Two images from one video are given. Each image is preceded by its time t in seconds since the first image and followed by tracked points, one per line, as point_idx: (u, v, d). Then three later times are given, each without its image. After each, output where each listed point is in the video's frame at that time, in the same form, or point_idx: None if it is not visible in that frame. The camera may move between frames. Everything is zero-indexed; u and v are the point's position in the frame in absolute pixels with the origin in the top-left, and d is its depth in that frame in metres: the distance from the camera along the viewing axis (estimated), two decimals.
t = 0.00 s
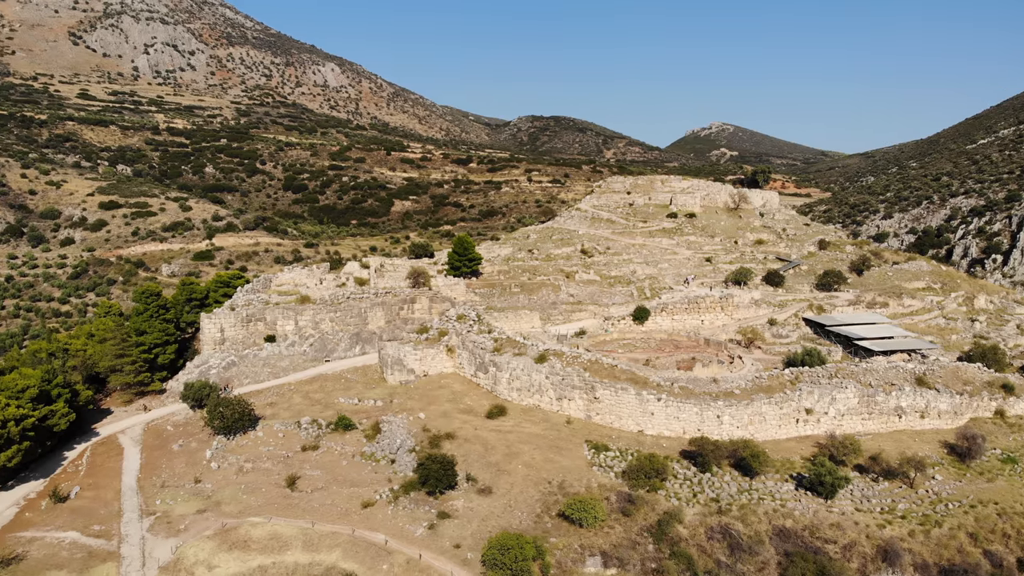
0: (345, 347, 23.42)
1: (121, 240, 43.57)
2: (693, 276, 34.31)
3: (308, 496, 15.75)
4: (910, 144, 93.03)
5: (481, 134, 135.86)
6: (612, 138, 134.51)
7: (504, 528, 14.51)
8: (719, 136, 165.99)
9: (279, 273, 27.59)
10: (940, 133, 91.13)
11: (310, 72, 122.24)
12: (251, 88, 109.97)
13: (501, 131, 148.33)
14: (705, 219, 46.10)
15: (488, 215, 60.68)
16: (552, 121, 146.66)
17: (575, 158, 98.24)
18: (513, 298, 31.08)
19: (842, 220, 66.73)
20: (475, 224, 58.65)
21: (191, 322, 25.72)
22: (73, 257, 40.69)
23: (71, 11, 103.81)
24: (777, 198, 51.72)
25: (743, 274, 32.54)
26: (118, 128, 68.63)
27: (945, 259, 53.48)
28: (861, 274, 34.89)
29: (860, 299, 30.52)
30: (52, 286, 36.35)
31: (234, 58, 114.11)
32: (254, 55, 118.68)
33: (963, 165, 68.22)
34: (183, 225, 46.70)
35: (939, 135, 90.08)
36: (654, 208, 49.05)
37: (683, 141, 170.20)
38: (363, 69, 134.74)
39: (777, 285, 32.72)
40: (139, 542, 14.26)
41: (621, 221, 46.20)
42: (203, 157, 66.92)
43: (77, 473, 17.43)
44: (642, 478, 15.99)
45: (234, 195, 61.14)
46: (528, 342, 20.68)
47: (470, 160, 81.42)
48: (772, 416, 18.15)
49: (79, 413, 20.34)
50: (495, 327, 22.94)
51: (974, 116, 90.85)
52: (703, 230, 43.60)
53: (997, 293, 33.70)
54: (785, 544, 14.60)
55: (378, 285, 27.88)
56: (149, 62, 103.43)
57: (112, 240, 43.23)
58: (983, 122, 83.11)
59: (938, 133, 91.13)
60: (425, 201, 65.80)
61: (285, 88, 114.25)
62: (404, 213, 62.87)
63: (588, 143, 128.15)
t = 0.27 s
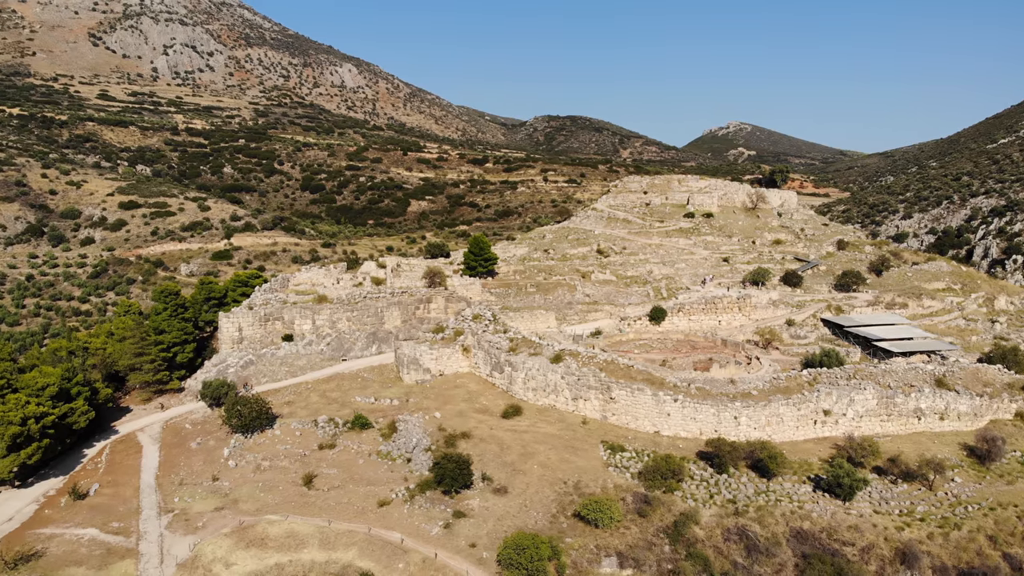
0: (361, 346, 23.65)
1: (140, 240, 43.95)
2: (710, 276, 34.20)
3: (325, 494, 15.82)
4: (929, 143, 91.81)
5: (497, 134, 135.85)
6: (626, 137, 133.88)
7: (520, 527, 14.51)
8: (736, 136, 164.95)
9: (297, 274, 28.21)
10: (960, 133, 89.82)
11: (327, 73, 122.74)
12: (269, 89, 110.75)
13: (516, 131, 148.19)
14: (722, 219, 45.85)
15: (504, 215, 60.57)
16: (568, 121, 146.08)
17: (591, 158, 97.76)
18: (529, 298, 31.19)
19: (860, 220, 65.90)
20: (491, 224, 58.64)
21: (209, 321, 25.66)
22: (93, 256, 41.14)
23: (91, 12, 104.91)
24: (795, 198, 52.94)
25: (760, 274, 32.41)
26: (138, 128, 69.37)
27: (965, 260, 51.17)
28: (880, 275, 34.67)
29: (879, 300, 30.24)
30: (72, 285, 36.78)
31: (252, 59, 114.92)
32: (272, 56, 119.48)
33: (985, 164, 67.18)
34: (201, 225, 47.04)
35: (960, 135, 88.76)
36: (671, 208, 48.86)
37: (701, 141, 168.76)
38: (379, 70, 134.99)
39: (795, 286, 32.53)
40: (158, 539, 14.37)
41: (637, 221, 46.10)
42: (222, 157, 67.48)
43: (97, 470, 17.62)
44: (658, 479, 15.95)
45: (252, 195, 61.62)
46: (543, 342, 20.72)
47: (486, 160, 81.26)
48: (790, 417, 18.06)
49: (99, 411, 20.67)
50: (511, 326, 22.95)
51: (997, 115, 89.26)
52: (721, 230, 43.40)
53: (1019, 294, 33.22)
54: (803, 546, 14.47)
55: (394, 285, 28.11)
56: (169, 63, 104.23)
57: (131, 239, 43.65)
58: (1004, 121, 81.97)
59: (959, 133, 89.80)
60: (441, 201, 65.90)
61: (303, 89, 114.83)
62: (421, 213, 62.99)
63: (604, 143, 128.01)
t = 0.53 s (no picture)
0: (378, 345, 23.81)
1: (159, 239, 44.30)
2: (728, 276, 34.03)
3: (342, 492, 15.89)
4: (950, 141, 90.47)
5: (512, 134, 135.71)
6: (642, 137, 133.23)
7: (535, 527, 14.49)
8: (754, 135, 163.88)
9: (315, 273, 28.40)
10: (982, 132, 88.38)
11: (344, 73, 122.87)
12: (287, 89, 111.26)
13: (532, 131, 147.92)
14: (740, 218, 45.60)
15: (520, 215, 60.48)
16: (584, 121, 145.50)
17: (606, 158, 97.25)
18: (544, 298, 31.32)
19: (879, 221, 65.07)
20: (507, 223, 58.65)
21: (228, 320, 26.66)
22: (112, 256, 41.54)
23: (110, 14, 105.99)
24: (814, 198, 52.16)
25: (779, 274, 32.08)
26: (157, 129, 70.03)
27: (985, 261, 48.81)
28: (899, 275, 34.42)
29: (898, 300, 29.95)
30: (92, 285, 37.18)
31: (270, 60, 115.36)
32: (290, 57, 119.96)
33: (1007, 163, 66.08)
34: (220, 225, 47.36)
35: (982, 134, 87.38)
36: (688, 208, 48.66)
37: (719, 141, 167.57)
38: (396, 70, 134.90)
39: (813, 286, 32.32)
40: (176, 536, 14.49)
41: (654, 220, 45.99)
42: (240, 158, 68.02)
43: (116, 468, 17.80)
44: (674, 480, 15.89)
45: (270, 195, 62.06)
46: (559, 342, 20.79)
47: (502, 160, 81.08)
48: (807, 418, 17.97)
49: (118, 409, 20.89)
50: (526, 326, 22.98)
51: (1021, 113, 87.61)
52: (738, 230, 43.18)
53: None
54: (820, 548, 14.35)
55: (410, 284, 28.20)
56: (188, 64, 105.10)
57: (151, 239, 44.01)
58: None
59: (981, 132, 88.35)
60: (457, 201, 65.94)
61: (321, 90, 115.15)
62: (437, 213, 63.12)
63: (620, 142, 127.86)
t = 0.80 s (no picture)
0: (394, 345, 23.90)
1: (178, 238, 44.63)
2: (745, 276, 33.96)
3: (358, 491, 15.96)
4: (970, 140, 89.16)
5: (528, 133, 135.20)
6: (658, 136, 132.63)
7: (551, 527, 14.49)
8: (772, 135, 162.47)
9: (332, 273, 28.60)
10: (1004, 130, 86.77)
11: (362, 73, 122.96)
12: (304, 90, 111.82)
13: (548, 131, 147.56)
14: (757, 218, 45.36)
15: (535, 215, 60.45)
16: (600, 121, 144.87)
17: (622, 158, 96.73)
18: (560, 298, 31.40)
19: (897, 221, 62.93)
20: (522, 223, 58.63)
21: (245, 319, 26.74)
22: (132, 255, 41.94)
23: (129, 15, 107.09)
24: (831, 198, 51.64)
25: (796, 274, 32.02)
26: (176, 129, 70.70)
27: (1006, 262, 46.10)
28: (919, 276, 34.11)
29: (917, 301, 29.68)
30: (111, 283, 37.58)
31: (287, 60, 115.88)
32: (307, 58, 120.39)
33: None
34: (238, 224, 47.66)
35: (1004, 133, 85.88)
36: (705, 208, 48.46)
37: (736, 140, 166.23)
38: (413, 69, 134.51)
39: (831, 287, 32.09)
40: (193, 533, 14.61)
41: (670, 220, 45.88)
42: (258, 158, 68.54)
43: (134, 465, 17.98)
44: (690, 481, 15.83)
45: (288, 195, 62.50)
46: (574, 342, 20.81)
47: (518, 160, 80.82)
48: (825, 420, 17.86)
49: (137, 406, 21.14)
50: (542, 326, 22.99)
51: None
52: (755, 230, 42.95)
53: None
54: (838, 551, 14.24)
55: (426, 284, 28.27)
56: (206, 65, 106.06)
57: (169, 238, 44.37)
58: None
59: (1003, 131, 86.76)
60: (473, 201, 65.97)
61: (338, 90, 115.48)
62: (452, 213, 63.22)
63: (636, 141, 127.58)
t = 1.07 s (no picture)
0: (409, 344, 23.99)
1: (196, 238, 44.97)
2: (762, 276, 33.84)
3: (373, 490, 16.02)
4: (990, 140, 88.03)
5: (544, 133, 135.04)
6: (674, 136, 132.02)
7: (566, 528, 14.48)
8: (791, 134, 161.38)
9: (348, 273, 28.82)
10: None
11: (379, 74, 123.02)
12: (321, 90, 112.29)
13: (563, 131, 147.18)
14: (775, 218, 45.13)
15: (551, 214, 60.39)
16: (617, 120, 144.39)
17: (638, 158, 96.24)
18: (576, 298, 31.45)
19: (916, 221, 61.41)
20: (538, 223, 58.60)
21: (262, 318, 27.09)
22: (150, 255, 42.31)
23: (148, 16, 107.94)
24: (850, 198, 50.84)
25: (814, 275, 31.85)
26: (194, 130, 71.28)
27: None
28: (938, 276, 33.78)
29: (936, 302, 29.38)
30: (130, 283, 37.95)
31: (305, 61, 116.49)
32: (324, 58, 120.69)
33: None
34: (255, 224, 47.91)
35: None
36: (722, 208, 48.26)
37: (754, 140, 165.02)
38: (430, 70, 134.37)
39: (849, 287, 31.87)
40: (210, 531, 14.72)
41: (687, 220, 45.76)
42: (276, 158, 69.00)
43: (152, 463, 18.14)
44: (707, 482, 15.77)
45: (305, 195, 62.92)
46: (590, 342, 20.81)
47: (534, 160, 80.62)
48: (843, 422, 17.74)
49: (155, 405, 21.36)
50: (557, 326, 23.01)
51: None
52: (773, 230, 42.72)
53: None
54: (855, 553, 14.13)
55: (441, 283, 28.35)
56: (224, 66, 107.02)
57: (188, 237, 44.70)
58: None
59: None
60: (488, 201, 65.99)
61: (355, 91, 115.75)
62: (468, 212, 63.28)
63: (652, 141, 127.47)
